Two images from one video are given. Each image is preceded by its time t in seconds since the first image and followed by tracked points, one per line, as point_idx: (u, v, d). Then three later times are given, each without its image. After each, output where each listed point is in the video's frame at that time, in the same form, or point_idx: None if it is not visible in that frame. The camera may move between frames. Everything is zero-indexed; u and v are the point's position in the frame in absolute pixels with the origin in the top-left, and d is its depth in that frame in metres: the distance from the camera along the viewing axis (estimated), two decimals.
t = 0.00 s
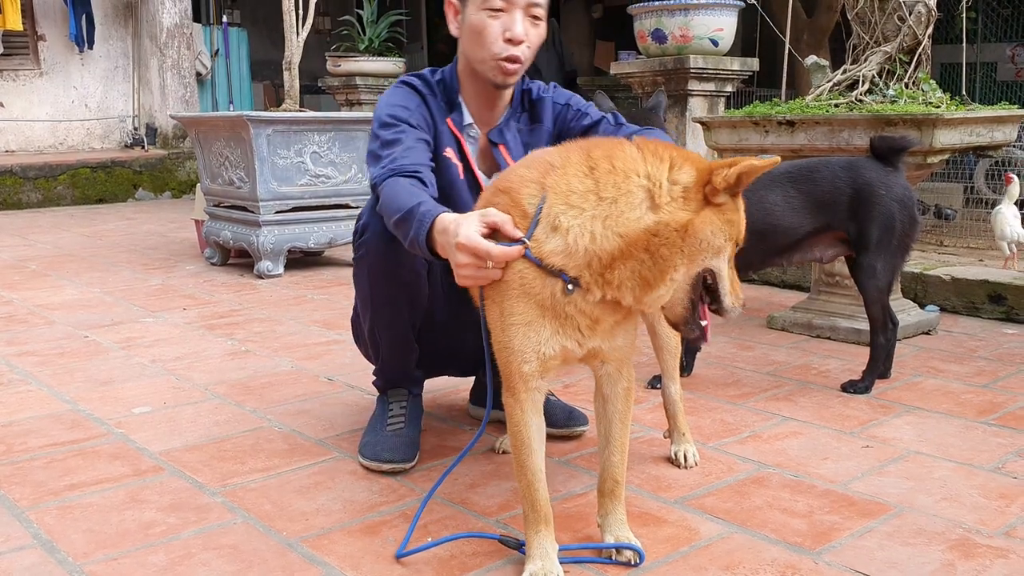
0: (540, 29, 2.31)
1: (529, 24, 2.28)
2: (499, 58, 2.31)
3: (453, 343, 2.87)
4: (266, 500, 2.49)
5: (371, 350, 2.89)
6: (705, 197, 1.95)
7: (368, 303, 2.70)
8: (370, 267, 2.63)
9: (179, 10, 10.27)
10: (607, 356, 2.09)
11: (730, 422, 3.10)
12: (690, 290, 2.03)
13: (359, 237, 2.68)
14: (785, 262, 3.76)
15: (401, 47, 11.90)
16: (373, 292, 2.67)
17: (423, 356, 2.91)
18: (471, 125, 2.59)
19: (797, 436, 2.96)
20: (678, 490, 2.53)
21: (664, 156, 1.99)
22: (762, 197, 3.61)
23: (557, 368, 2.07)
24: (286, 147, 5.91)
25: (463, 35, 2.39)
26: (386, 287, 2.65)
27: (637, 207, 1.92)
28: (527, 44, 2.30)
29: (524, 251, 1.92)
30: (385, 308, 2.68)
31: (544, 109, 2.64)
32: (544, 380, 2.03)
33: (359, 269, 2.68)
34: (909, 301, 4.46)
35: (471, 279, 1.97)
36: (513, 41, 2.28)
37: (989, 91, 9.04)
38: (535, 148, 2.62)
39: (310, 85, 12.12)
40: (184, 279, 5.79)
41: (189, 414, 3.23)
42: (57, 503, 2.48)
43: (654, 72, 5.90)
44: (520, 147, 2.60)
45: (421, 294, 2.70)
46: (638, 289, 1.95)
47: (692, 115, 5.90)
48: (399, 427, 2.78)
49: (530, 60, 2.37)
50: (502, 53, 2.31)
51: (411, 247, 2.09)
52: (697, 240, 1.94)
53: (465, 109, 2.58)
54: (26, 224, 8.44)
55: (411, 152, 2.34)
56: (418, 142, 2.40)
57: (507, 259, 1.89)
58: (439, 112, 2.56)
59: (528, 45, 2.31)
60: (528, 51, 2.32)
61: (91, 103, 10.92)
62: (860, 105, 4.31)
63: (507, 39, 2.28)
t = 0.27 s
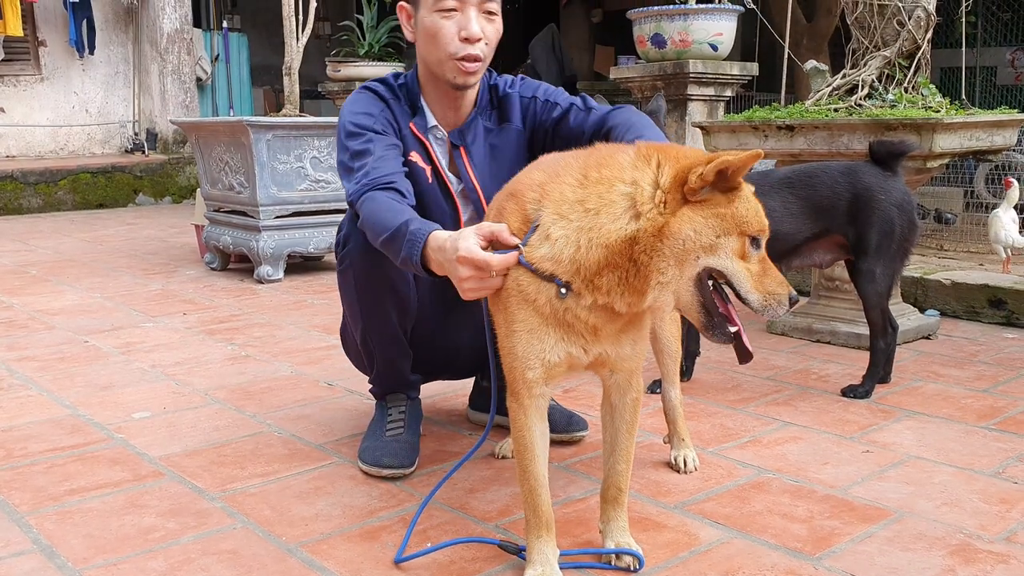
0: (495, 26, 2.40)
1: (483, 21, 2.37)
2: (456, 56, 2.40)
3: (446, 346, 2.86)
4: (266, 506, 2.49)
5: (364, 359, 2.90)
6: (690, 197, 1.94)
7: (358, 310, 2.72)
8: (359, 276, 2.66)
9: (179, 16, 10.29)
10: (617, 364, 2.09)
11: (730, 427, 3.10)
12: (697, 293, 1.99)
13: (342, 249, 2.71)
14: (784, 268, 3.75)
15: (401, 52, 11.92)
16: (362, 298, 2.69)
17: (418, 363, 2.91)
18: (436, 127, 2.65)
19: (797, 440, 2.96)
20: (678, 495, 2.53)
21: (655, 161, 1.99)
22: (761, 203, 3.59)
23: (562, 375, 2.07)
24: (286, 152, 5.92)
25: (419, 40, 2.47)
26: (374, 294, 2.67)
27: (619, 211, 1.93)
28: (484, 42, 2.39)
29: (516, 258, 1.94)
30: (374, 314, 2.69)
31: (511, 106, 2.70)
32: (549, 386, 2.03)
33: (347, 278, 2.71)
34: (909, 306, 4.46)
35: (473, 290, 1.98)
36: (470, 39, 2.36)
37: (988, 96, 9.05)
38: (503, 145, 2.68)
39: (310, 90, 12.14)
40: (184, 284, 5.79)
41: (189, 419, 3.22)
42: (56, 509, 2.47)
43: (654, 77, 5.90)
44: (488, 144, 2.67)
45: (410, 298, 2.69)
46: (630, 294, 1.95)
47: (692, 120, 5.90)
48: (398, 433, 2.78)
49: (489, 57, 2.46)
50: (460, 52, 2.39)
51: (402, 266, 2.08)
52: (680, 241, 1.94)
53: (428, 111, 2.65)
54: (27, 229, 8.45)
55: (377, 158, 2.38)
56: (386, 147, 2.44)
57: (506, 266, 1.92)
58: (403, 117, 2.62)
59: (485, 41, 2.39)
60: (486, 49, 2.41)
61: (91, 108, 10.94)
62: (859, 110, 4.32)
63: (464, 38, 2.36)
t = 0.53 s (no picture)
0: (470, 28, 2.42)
1: (458, 22, 2.39)
2: (433, 58, 2.41)
3: (441, 349, 2.86)
4: (266, 510, 2.49)
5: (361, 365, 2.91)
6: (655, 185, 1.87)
7: (353, 318, 2.72)
8: (354, 283, 2.66)
9: (179, 20, 10.30)
10: (621, 367, 2.10)
11: (730, 430, 3.10)
12: (668, 287, 1.87)
13: (334, 260, 2.71)
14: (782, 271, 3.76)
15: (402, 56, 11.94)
16: (357, 306, 2.69)
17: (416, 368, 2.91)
18: (415, 131, 2.66)
19: (797, 444, 2.96)
20: (678, 499, 2.53)
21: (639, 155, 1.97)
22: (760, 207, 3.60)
23: (565, 378, 2.08)
24: (287, 156, 5.92)
25: (396, 43, 2.49)
26: (369, 302, 2.67)
27: (591, 206, 1.92)
28: (461, 42, 2.41)
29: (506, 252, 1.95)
30: (370, 321, 2.69)
31: (490, 108, 2.72)
32: (550, 390, 2.05)
33: (340, 287, 2.71)
34: (909, 309, 4.45)
35: (473, 289, 1.99)
36: (446, 40, 2.38)
37: (988, 99, 9.06)
38: (483, 147, 2.70)
39: (310, 94, 12.16)
40: (184, 288, 5.80)
41: (189, 423, 3.23)
42: (56, 513, 2.47)
43: (654, 81, 5.90)
44: (468, 146, 2.69)
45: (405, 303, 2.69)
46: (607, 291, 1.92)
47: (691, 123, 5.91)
48: (398, 437, 2.78)
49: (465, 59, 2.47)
50: (437, 52, 2.40)
51: (395, 274, 2.08)
52: (640, 232, 1.87)
53: (407, 116, 2.66)
54: (27, 233, 8.46)
55: (361, 168, 2.37)
56: (368, 156, 2.43)
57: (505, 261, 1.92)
58: (382, 123, 2.62)
59: (462, 42, 2.41)
60: (462, 49, 2.43)
61: (92, 112, 10.95)
62: (859, 113, 4.34)
63: (440, 39, 2.38)
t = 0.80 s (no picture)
0: (455, 27, 2.43)
1: (442, 21, 2.40)
2: (420, 58, 2.42)
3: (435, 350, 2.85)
4: (264, 512, 2.49)
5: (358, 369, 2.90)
6: (599, 174, 1.89)
7: (347, 323, 2.72)
8: (348, 291, 2.65)
9: (178, 21, 10.30)
10: (620, 370, 2.11)
11: (729, 431, 3.10)
12: (622, 276, 1.87)
13: (327, 268, 2.70)
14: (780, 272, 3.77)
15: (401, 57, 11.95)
16: (351, 314, 2.68)
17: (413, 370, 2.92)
18: (406, 133, 2.65)
19: (796, 445, 2.96)
20: (677, 500, 2.53)
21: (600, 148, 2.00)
22: (755, 207, 3.62)
23: (563, 381, 2.10)
24: (286, 157, 5.93)
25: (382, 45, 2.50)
26: (364, 308, 2.66)
27: (552, 202, 1.97)
28: (446, 41, 2.42)
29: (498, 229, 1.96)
30: (364, 326, 2.69)
31: (483, 108, 2.73)
32: (548, 392, 2.07)
33: (333, 295, 2.71)
34: (908, 310, 4.46)
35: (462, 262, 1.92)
36: (431, 39, 2.39)
37: (987, 99, 9.07)
38: (476, 147, 2.70)
39: (309, 95, 12.16)
40: (183, 289, 5.79)
41: (188, 425, 3.22)
42: (55, 515, 2.47)
43: (653, 82, 5.91)
44: (461, 147, 2.69)
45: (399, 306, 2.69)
46: (575, 285, 1.94)
47: (690, 124, 5.91)
48: (397, 438, 2.78)
49: (451, 58, 2.48)
50: (422, 52, 2.41)
51: (395, 261, 2.03)
52: (586, 222, 1.88)
53: (398, 119, 2.65)
54: (26, 234, 8.46)
55: (352, 174, 2.33)
56: (359, 161, 2.39)
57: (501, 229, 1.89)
58: (372, 126, 2.60)
59: (447, 41, 2.42)
60: (448, 48, 2.44)
61: (91, 112, 10.95)
62: (858, 114, 4.35)
63: (425, 39, 2.39)
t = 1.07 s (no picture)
0: (444, 25, 2.43)
1: (432, 20, 2.40)
2: (411, 59, 2.42)
3: (436, 353, 2.85)
4: (265, 511, 2.49)
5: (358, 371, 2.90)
6: (578, 173, 1.89)
7: (351, 329, 2.71)
8: (350, 298, 2.64)
9: (177, 21, 10.30)
10: (622, 369, 2.12)
11: (729, 431, 3.10)
12: (608, 274, 1.88)
13: (331, 275, 2.68)
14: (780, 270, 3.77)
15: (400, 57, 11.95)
16: (355, 320, 2.68)
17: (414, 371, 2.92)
18: (405, 135, 2.66)
19: (797, 444, 2.96)
20: (677, 499, 2.52)
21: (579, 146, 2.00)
22: (754, 206, 3.63)
23: (566, 382, 2.11)
24: (286, 157, 5.93)
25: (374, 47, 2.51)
26: (368, 314, 2.66)
27: (537, 203, 1.98)
28: (437, 40, 2.42)
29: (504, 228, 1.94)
30: (368, 331, 2.69)
31: (483, 105, 2.73)
32: (551, 393, 2.08)
33: (335, 302, 2.69)
34: (909, 309, 4.46)
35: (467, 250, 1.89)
36: (420, 39, 2.39)
37: (987, 99, 9.07)
38: (477, 144, 2.69)
39: (309, 95, 12.16)
40: (183, 289, 5.79)
41: (188, 425, 3.22)
42: (54, 515, 2.47)
43: (652, 81, 5.91)
44: (461, 145, 2.68)
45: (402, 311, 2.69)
46: (566, 285, 1.95)
47: (690, 124, 5.91)
48: (397, 437, 2.78)
49: (444, 56, 2.48)
50: (413, 53, 2.41)
51: (406, 265, 2.00)
52: (567, 222, 1.89)
53: (395, 120, 2.65)
54: (26, 234, 8.45)
55: (352, 181, 2.31)
56: (358, 167, 2.37)
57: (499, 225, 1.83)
58: (371, 131, 2.59)
59: (437, 40, 2.42)
60: (439, 47, 2.43)
61: (90, 113, 10.95)
62: (858, 113, 4.35)
63: (414, 39, 2.39)
